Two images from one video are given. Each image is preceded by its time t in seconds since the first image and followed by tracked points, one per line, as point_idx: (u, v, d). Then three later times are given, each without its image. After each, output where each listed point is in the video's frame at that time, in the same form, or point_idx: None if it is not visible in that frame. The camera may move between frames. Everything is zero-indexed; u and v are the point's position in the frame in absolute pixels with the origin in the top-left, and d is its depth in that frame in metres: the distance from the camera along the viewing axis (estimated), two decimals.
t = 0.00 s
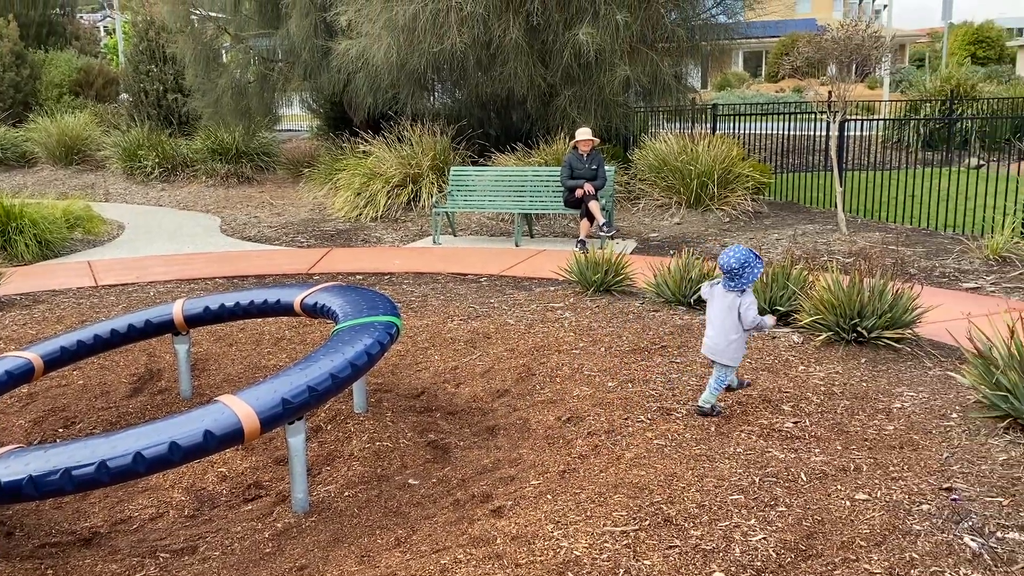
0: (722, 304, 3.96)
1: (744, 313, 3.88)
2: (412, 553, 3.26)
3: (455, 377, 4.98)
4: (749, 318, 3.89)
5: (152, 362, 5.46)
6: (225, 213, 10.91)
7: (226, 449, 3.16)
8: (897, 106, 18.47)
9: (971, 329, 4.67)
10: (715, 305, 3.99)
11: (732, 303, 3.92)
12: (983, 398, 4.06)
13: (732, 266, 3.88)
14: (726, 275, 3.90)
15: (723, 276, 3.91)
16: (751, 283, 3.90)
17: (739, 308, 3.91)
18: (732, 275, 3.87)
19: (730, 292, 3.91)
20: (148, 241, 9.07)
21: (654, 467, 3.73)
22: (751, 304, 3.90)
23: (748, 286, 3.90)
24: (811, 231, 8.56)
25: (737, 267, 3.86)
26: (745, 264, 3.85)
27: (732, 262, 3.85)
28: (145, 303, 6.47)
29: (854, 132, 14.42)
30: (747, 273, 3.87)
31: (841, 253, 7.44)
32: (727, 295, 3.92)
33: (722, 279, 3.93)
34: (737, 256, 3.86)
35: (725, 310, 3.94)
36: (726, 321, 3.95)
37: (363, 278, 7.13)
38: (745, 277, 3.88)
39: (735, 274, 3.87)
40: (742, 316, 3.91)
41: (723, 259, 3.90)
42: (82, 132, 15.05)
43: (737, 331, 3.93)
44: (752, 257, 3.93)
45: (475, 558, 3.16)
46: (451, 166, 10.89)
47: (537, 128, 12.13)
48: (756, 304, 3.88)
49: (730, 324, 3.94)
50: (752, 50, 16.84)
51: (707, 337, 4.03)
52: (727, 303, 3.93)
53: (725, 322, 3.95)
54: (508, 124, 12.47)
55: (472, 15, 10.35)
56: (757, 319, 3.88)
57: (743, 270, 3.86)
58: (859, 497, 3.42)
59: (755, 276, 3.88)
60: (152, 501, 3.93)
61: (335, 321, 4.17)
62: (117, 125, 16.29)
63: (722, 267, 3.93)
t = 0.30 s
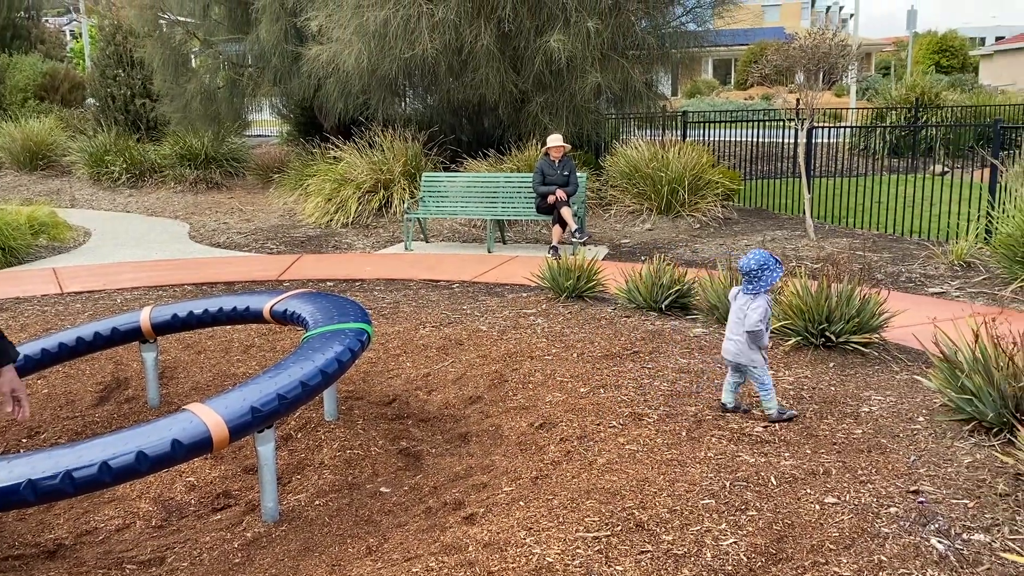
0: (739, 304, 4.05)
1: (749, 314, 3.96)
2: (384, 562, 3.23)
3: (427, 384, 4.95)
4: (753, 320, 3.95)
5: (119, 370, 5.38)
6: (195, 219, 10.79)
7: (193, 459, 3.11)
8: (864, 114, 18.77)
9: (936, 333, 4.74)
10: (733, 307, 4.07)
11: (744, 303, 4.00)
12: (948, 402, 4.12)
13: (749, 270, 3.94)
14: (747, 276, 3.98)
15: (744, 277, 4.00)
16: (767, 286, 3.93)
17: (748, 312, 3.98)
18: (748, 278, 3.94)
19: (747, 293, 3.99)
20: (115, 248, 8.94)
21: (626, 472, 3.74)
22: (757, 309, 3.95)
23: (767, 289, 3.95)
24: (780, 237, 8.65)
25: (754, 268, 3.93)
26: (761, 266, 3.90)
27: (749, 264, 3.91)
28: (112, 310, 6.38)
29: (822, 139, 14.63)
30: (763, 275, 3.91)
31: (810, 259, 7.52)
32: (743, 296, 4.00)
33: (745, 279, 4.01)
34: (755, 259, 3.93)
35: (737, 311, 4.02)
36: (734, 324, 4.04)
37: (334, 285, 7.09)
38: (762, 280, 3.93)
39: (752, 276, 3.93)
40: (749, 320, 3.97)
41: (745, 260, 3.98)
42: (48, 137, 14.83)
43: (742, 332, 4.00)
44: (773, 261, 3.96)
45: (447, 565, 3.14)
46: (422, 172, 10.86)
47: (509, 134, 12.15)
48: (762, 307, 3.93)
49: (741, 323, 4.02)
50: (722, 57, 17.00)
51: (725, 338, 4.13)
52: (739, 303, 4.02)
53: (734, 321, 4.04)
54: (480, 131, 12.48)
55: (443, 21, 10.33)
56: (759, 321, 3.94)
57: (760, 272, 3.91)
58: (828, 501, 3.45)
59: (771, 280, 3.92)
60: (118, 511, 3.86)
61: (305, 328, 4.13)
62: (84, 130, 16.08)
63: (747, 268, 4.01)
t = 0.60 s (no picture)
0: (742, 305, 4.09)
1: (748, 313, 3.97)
2: (357, 568, 3.21)
3: (401, 390, 4.93)
4: (753, 318, 3.96)
5: (88, 377, 5.31)
6: (165, 223, 10.68)
7: (163, 467, 3.06)
8: (834, 119, 19.02)
9: (904, 336, 4.80)
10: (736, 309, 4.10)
11: (745, 303, 4.03)
12: (916, 403, 4.18)
13: (749, 269, 4.00)
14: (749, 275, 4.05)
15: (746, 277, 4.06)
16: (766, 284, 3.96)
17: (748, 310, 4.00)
18: (748, 277, 3.99)
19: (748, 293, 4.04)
20: (83, 253, 8.82)
21: (600, 476, 3.75)
22: (756, 307, 3.96)
23: (767, 288, 4.00)
24: (751, 242, 8.73)
25: (751, 267, 4.00)
26: (756, 264, 3.96)
27: (749, 262, 3.97)
28: (80, 316, 6.29)
29: (793, 144, 14.79)
30: (758, 274, 3.96)
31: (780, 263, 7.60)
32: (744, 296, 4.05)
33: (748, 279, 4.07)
34: (755, 257, 3.99)
35: (738, 311, 4.05)
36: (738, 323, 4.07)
37: (306, 290, 7.04)
38: (762, 278, 3.98)
39: (752, 274, 3.98)
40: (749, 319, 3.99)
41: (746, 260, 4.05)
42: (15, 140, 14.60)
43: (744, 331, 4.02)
44: (773, 260, 4.02)
45: (421, 571, 3.13)
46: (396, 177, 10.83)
47: (482, 139, 12.16)
48: (762, 304, 3.94)
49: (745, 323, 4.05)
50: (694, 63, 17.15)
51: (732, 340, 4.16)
52: (740, 304, 4.06)
53: (739, 322, 4.08)
54: (454, 135, 12.48)
55: (417, 25, 10.31)
56: (759, 318, 3.93)
57: (759, 270, 3.96)
58: (799, 503, 3.49)
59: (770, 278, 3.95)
60: (86, 520, 3.80)
61: (277, 334, 4.10)
62: (52, 133, 15.85)
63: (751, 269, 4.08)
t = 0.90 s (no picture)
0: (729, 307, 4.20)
1: (744, 310, 4.07)
2: (332, 573, 3.20)
3: (376, 393, 4.92)
4: (749, 315, 4.06)
5: (58, 381, 5.24)
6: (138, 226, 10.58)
7: (135, 472, 3.03)
8: (806, 123, 19.24)
9: (874, 337, 4.87)
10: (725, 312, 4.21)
11: (736, 303, 4.14)
12: (887, 404, 4.24)
13: (732, 270, 4.14)
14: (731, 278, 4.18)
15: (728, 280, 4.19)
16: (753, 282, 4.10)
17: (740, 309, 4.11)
18: (733, 277, 4.12)
19: (734, 294, 4.16)
20: (54, 256, 8.71)
21: (575, 478, 3.77)
22: (751, 303, 4.07)
23: (753, 287, 4.13)
24: (725, 244, 8.81)
25: (736, 268, 4.13)
26: (741, 264, 4.11)
27: (732, 263, 4.12)
28: (50, 320, 6.21)
29: (767, 148, 14.94)
30: (744, 273, 4.10)
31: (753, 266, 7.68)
32: (731, 298, 4.16)
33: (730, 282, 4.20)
34: (737, 258, 4.14)
35: (729, 313, 4.16)
36: (730, 325, 4.16)
37: (280, 293, 7.00)
38: (747, 277, 4.12)
39: (736, 275, 4.12)
40: (744, 317, 4.09)
41: (725, 264, 4.19)
42: None
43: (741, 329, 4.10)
44: (753, 260, 4.18)
45: (396, 574, 3.13)
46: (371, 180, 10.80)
47: (459, 142, 12.16)
48: (755, 300, 4.06)
49: (738, 324, 4.14)
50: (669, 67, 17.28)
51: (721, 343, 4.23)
52: (730, 306, 4.16)
53: (729, 323, 4.17)
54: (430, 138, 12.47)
55: (392, 28, 10.30)
56: (755, 314, 4.05)
57: (743, 270, 4.11)
58: (771, 502, 3.53)
59: (756, 276, 4.10)
60: (58, 527, 3.75)
61: (252, 338, 4.07)
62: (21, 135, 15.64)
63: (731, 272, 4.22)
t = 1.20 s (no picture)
0: (720, 306, 4.26)
1: (741, 310, 4.18)
2: None
3: (354, 396, 4.90)
4: (745, 316, 4.19)
5: (30, 385, 5.17)
6: (113, 228, 10.48)
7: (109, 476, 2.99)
8: (782, 126, 19.43)
9: (848, 338, 4.92)
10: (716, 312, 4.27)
11: (730, 303, 4.22)
12: (860, 404, 4.29)
13: (726, 269, 4.20)
14: (722, 277, 4.23)
15: (719, 279, 4.23)
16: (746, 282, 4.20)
17: (736, 309, 4.20)
18: (727, 276, 4.18)
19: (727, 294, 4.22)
20: (27, 258, 8.60)
21: (552, 479, 3.78)
22: (748, 304, 4.19)
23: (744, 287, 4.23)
24: (701, 246, 8.87)
25: (731, 267, 4.19)
26: (738, 264, 4.17)
27: (727, 262, 4.17)
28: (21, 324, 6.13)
29: (743, 151, 15.06)
30: (740, 273, 4.18)
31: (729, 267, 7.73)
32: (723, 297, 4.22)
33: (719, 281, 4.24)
34: (731, 257, 4.20)
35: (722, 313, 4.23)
36: (724, 325, 4.23)
37: (257, 295, 6.96)
38: (741, 277, 4.21)
39: (731, 274, 4.18)
40: (740, 317, 4.19)
41: (718, 262, 4.22)
42: None
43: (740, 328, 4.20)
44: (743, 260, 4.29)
45: None
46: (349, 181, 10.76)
47: (436, 143, 12.15)
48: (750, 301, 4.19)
49: (730, 324, 4.23)
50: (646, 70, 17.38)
51: (710, 343, 4.28)
52: (723, 305, 4.24)
53: (723, 323, 4.24)
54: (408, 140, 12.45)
55: (369, 30, 10.29)
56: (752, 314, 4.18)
57: (738, 269, 4.19)
58: (747, 502, 3.55)
59: (749, 276, 4.21)
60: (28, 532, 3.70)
61: (227, 340, 4.04)
62: None
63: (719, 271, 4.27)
